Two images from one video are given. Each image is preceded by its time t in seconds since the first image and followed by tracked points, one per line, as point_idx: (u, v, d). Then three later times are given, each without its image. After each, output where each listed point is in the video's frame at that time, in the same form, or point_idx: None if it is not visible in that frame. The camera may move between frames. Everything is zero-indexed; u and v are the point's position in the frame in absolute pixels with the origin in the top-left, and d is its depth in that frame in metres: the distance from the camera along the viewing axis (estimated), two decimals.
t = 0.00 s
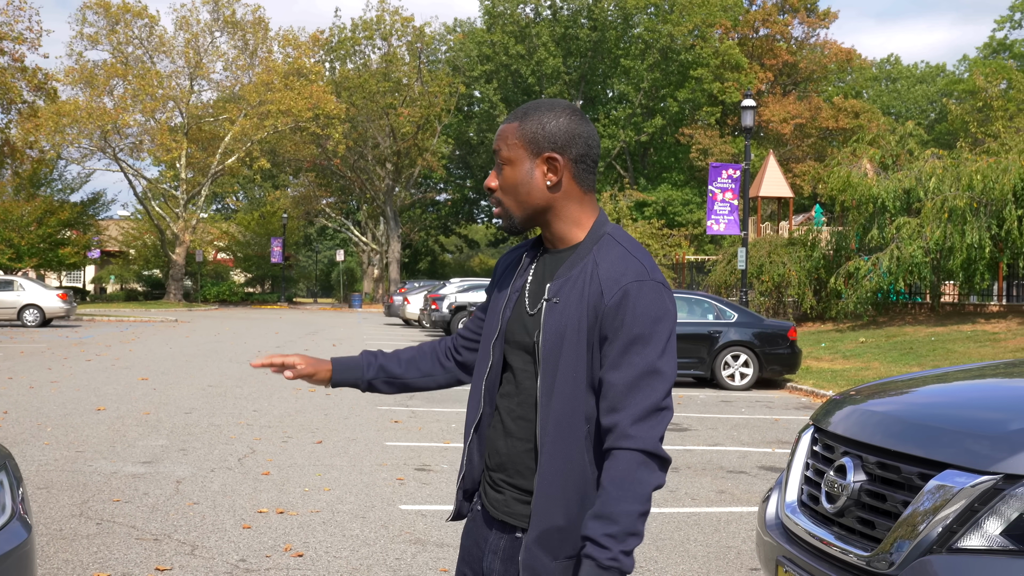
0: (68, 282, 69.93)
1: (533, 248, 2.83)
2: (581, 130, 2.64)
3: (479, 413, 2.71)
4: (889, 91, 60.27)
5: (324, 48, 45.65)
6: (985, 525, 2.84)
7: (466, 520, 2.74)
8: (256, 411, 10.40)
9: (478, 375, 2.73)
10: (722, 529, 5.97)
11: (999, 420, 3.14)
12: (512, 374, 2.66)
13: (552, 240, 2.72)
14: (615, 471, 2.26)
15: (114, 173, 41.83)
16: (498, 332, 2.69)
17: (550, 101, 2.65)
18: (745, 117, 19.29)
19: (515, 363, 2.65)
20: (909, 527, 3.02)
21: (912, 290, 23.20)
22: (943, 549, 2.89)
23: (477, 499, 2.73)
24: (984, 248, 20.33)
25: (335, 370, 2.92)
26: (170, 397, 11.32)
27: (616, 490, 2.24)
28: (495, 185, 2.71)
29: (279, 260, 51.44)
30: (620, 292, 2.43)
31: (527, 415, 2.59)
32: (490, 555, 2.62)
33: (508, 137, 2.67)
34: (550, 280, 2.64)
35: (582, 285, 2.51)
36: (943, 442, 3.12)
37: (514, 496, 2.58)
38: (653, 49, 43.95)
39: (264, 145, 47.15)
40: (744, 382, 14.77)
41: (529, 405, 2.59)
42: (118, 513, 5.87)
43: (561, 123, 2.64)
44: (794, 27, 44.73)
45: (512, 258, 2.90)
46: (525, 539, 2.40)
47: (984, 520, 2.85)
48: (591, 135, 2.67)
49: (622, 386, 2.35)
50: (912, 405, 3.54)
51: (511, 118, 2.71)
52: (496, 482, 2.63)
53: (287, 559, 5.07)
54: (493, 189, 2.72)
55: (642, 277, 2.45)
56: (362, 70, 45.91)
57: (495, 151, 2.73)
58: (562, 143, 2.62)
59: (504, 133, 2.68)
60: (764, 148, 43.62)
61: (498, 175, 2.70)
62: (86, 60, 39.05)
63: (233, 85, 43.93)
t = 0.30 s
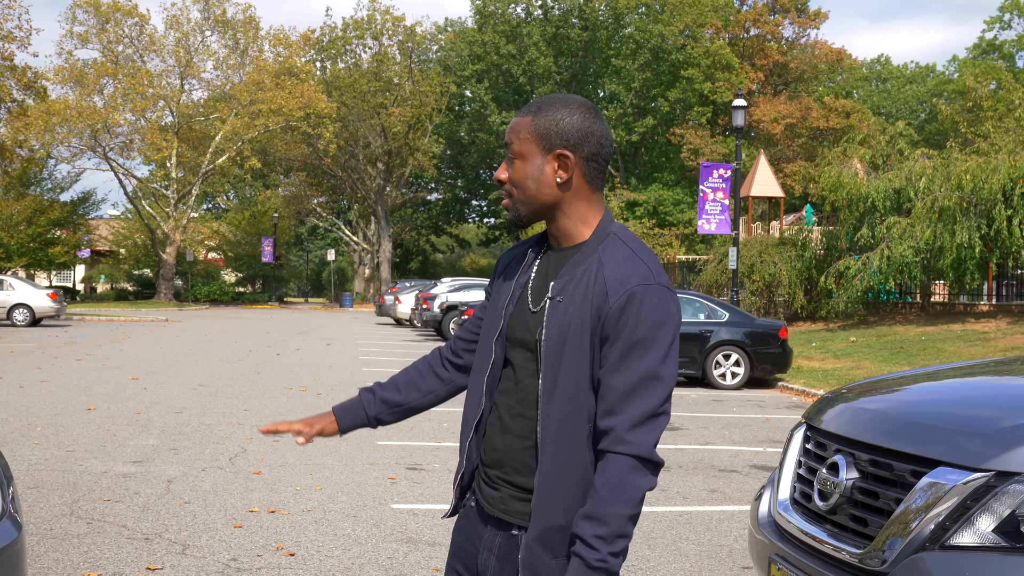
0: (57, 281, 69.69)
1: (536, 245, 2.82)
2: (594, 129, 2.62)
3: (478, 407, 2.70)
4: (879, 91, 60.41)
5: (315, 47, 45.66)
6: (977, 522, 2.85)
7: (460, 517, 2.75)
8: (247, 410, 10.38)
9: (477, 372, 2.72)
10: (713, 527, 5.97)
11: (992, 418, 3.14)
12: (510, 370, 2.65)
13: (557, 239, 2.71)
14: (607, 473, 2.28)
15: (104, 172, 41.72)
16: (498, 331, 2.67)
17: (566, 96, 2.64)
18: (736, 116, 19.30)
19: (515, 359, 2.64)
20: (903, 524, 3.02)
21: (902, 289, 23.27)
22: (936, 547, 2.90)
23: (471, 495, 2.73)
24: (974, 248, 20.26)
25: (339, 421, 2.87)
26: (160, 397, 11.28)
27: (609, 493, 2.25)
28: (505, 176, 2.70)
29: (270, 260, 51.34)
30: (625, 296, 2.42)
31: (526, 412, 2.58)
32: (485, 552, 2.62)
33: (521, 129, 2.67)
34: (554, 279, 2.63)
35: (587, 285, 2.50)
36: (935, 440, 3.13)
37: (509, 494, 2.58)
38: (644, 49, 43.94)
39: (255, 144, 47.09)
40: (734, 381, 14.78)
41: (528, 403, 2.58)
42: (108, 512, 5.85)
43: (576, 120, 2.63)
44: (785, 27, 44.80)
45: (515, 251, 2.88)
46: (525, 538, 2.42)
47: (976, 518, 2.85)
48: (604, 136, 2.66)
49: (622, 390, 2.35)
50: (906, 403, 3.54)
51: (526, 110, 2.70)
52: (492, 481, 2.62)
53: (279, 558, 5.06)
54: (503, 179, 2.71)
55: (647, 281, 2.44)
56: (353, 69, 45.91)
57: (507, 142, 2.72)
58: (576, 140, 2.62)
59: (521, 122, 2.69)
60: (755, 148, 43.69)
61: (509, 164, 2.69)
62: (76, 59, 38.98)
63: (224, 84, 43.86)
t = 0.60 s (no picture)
0: (51, 276, 69.47)
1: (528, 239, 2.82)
2: (585, 120, 2.63)
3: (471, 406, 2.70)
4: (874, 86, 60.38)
5: (310, 42, 45.61)
6: (974, 513, 2.85)
7: (457, 509, 2.74)
8: (242, 405, 10.37)
9: (472, 367, 2.70)
10: (710, 520, 5.98)
11: (986, 410, 3.15)
12: (508, 361, 2.65)
13: (550, 230, 2.72)
14: (625, 465, 2.29)
15: (98, 167, 41.55)
16: (492, 325, 2.67)
17: (557, 87, 2.65)
18: (731, 111, 19.29)
19: (512, 351, 2.64)
20: (898, 516, 3.03)
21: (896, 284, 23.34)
22: (932, 538, 2.90)
23: (468, 487, 2.72)
24: (967, 243, 20.42)
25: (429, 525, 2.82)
26: (154, 391, 11.27)
27: (629, 484, 2.27)
28: (496, 166, 2.70)
29: (264, 255, 51.26)
30: (628, 284, 2.43)
31: (526, 404, 2.59)
32: (482, 545, 2.61)
33: (512, 119, 2.67)
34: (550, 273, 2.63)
35: (587, 275, 2.51)
36: (930, 431, 3.14)
37: (508, 486, 2.57)
38: (639, 43, 43.90)
39: (249, 139, 46.98)
40: (729, 376, 14.80)
41: (528, 395, 2.58)
42: (104, 506, 5.84)
43: (566, 111, 2.64)
44: (780, 22, 44.73)
45: (505, 245, 2.88)
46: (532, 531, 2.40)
47: (971, 508, 2.86)
48: (594, 126, 2.66)
49: (628, 381, 2.37)
50: (901, 395, 3.55)
51: (518, 100, 2.70)
52: (491, 475, 2.61)
53: (275, 551, 5.05)
54: (493, 170, 2.71)
55: (648, 269, 2.45)
56: (347, 64, 45.88)
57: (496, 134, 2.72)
58: (567, 129, 2.62)
59: (510, 115, 2.69)
60: (750, 143, 43.64)
61: (499, 154, 2.69)
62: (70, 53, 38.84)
63: (218, 79, 43.75)
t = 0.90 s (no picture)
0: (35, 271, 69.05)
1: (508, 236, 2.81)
2: (559, 114, 2.64)
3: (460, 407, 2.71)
4: (858, 81, 60.49)
5: (295, 35, 45.55)
6: (956, 507, 2.87)
7: (449, 506, 2.74)
8: (228, 400, 10.36)
9: (461, 363, 2.70)
10: (695, 514, 6.01)
11: (969, 404, 3.17)
12: (496, 359, 2.64)
13: (528, 226, 2.72)
14: (612, 454, 2.30)
15: (82, 161, 41.31)
16: (478, 326, 2.67)
17: (528, 84, 2.66)
18: (716, 106, 19.28)
19: (499, 349, 2.63)
20: (881, 510, 3.04)
21: (881, 278, 23.45)
22: (915, 531, 2.92)
23: (459, 483, 2.72)
24: (951, 237, 20.51)
25: (403, 514, 2.76)
26: (139, 386, 11.24)
27: (615, 472, 2.28)
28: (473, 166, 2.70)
29: (249, 249, 51.10)
30: (608, 274, 2.44)
31: (515, 400, 2.58)
32: (475, 541, 2.61)
33: (487, 118, 2.67)
34: (532, 269, 2.63)
35: (567, 268, 2.52)
36: (914, 427, 3.15)
37: (499, 482, 2.57)
38: (625, 38, 43.88)
39: (235, 133, 46.80)
40: (715, 370, 14.86)
41: (516, 391, 2.58)
42: (88, 502, 5.83)
43: (538, 105, 2.64)
44: (765, 16, 44.77)
45: (484, 244, 2.88)
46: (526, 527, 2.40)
47: (954, 503, 2.88)
48: (567, 117, 2.67)
49: (614, 370, 2.38)
50: (885, 388, 3.56)
51: (490, 99, 2.71)
52: (484, 471, 2.61)
53: (260, 546, 5.06)
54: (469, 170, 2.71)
55: (628, 258, 2.46)
56: (333, 58, 45.84)
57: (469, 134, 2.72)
58: (540, 125, 2.63)
59: (481, 114, 2.69)
60: (735, 138, 43.76)
61: (475, 155, 2.70)
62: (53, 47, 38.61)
63: (203, 72, 43.60)
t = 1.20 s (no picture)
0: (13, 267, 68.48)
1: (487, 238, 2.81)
2: (538, 116, 2.65)
3: (437, 407, 2.67)
4: (837, 79, 60.66)
5: (275, 31, 45.40)
6: (931, 506, 2.79)
7: (425, 506, 2.70)
8: (207, 397, 10.33)
9: (438, 362, 2.69)
10: (673, 512, 6.04)
11: (946, 402, 3.09)
12: (473, 359, 2.63)
13: (509, 227, 2.72)
14: (577, 456, 2.31)
15: (60, 157, 40.93)
16: (455, 326, 2.66)
17: (507, 85, 2.66)
18: (697, 103, 19.28)
19: (476, 349, 2.62)
20: (857, 508, 2.96)
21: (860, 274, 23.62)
22: (890, 530, 2.84)
23: (435, 484, 2.69)
24: (928, 235, 20.54)
25: (393, 521, 2.67)
26: (118, 384, 11.18)
27: (581, 476, 2.29)
28: (453, 168, 2.69)
29: (230, 246, 50.88)
30: (586, 278, 2.45)
31: (490, 402, 2.57)
32: (451, 541, 2.59)
33: (465, 120, 2.67)
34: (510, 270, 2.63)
35: (545, 271, 2.52)
36: (890, 425, 3.08)
37: (476, 482, 2.55)
38: (605, 35, 43.91)
39: (214, 129, 46.52)
40: (694, 367, 14.91)
41: (491, 394, 2.57)
42: (65, 501, 5.80)
43: (518, 108, 2.65)
44: (746, 13, 44.71)
45: (463, 244, 2.89)
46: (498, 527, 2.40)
47: (929, 501, 2.80)
48: (544, 120, 2.68)
49: (587, 374, 2.39)
50: (864, 388, 3.49)
51: (470, 100, 2.71)
52: (461, 472, 2.59)
53: (238, 545, 5.05)
54: (450, 172, 2.70)
55: (605, 263, 2.47)
56: (314, 54, 45.72)
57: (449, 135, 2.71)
58: (521, 126, 2.63)
59: (460, 117, 2.69)
60: (716, 135, 43.85)
61: (456, 155, 2.69)
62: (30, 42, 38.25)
63: (183, 68, 43.37)
